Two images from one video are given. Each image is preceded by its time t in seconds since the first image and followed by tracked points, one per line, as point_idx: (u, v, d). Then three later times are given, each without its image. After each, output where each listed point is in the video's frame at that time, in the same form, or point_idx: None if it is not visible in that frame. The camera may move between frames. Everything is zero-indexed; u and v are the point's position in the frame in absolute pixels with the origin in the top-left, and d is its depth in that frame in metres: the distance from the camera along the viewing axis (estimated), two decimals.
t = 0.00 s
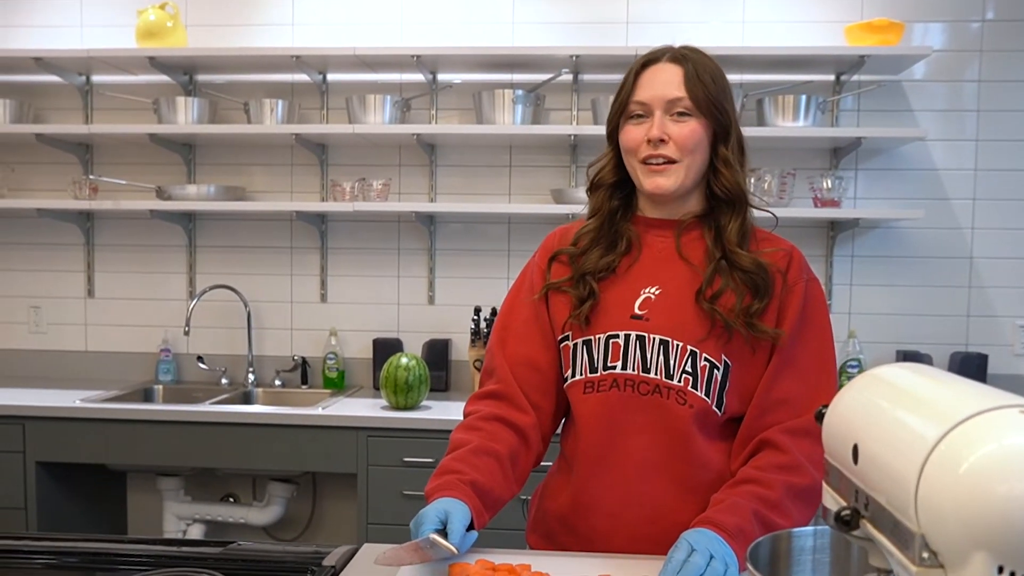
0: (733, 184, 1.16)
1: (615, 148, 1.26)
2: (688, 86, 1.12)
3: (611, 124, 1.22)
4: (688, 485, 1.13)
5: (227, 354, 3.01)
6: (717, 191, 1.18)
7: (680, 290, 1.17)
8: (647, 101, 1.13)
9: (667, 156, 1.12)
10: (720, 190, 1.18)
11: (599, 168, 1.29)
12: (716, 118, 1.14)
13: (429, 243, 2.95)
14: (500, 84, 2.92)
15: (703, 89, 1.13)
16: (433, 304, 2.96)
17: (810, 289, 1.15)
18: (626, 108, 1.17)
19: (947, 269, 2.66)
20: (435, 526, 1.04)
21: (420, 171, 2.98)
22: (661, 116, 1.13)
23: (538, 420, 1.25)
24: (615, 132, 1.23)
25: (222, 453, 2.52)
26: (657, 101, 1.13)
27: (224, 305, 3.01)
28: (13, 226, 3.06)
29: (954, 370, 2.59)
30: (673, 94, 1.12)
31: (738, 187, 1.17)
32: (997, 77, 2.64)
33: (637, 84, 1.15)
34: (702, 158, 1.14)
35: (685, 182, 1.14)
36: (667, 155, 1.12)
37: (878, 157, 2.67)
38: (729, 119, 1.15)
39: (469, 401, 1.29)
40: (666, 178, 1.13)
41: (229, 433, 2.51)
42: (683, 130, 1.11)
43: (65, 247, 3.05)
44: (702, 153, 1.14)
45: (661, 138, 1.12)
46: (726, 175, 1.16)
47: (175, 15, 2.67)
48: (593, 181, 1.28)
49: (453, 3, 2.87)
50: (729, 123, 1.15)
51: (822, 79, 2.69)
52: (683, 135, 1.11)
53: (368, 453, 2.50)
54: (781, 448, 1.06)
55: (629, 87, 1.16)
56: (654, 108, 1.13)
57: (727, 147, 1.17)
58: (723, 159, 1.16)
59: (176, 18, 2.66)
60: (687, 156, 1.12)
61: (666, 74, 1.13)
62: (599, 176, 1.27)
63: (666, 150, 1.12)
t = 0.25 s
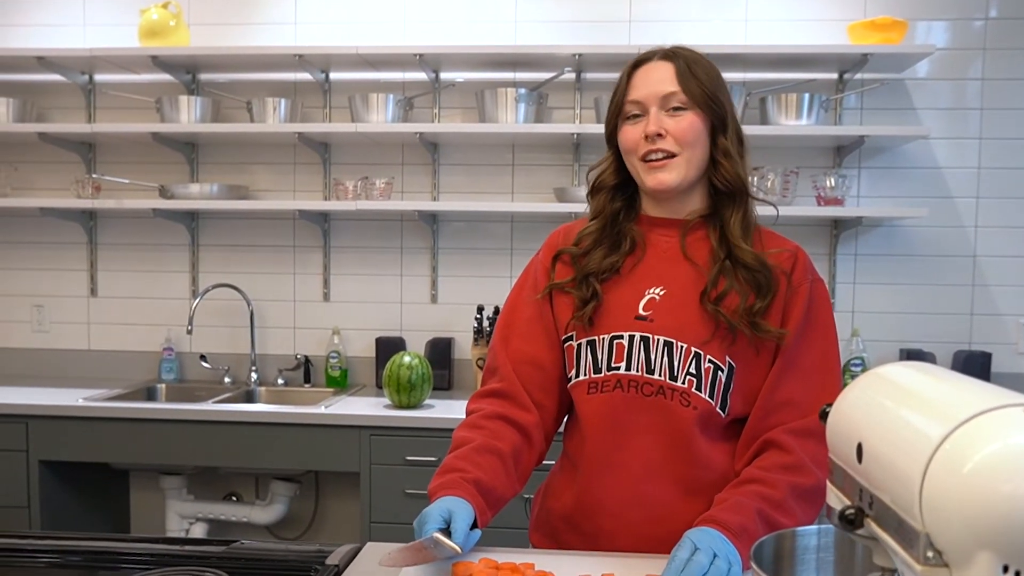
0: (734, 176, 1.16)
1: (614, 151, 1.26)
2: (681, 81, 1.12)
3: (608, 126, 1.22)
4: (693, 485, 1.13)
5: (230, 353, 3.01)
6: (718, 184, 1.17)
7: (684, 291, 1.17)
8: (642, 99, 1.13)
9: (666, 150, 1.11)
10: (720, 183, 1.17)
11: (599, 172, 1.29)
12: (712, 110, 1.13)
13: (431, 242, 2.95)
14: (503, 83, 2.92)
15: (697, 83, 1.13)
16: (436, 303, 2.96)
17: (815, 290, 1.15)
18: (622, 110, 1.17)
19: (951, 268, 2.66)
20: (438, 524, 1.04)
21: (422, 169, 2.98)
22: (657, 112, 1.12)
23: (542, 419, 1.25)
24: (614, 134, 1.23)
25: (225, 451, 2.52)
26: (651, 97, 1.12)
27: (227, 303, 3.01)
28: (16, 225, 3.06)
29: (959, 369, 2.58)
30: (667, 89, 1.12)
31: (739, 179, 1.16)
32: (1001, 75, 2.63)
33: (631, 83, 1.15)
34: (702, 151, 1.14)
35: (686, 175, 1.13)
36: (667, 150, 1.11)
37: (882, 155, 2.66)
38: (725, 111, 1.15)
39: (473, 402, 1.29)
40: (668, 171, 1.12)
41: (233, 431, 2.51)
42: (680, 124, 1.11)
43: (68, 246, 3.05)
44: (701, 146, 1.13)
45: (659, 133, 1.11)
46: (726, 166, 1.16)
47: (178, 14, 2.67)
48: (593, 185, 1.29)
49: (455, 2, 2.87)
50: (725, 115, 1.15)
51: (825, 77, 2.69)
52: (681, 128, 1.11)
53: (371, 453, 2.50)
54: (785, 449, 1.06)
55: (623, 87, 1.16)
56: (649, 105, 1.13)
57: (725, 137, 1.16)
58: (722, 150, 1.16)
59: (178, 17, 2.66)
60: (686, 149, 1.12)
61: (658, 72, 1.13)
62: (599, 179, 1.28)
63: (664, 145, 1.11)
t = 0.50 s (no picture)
0: (729, 176, 1.15)
1: (611, 150, 1.26)
2: (676, 82, 1.12)
3: (605, 127, 1.23)
4: (695, 483, 1.13)
5: (230, 352, 3.01)
6: (715, 184, 1.17)
7: (685, 288, 1.17)
8: (637, 101, 1.13)
9: (664, 153, 1.11)
10: (717, 183, 1.17)
11: (596, 171, 1.29)
12: (707, 111, 1.13)
13: (431, 240, 2.95)
14: (503, 82, 2.91)
15: (691, 83, 1.12)
16: (436, 301, 2.96)
17: (815, 285, 1.15)
18: (619, 112, 1.17)
19: (951, 266, 2.66)
20: (439, 524, 1.04)
21: (423, 168, 2.98)
22: (652, 114, 1.12)
23: (543, 417, 1.25)
24: (610, 134, 1.22)
25: (225, 450, 2.52)
26: (646, 100, 1.12)
27: (227, 302, 3.01)
28: (16, 223, 3.06)
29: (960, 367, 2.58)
30: (662, 91, 1.12)
31: (735, 179, 1.15)
32: (1002, 73, 2.63)
33: (627, 85, 1.15)
34: (698, 151, 1.13)
35: (684, 176, 1.13)
36: (663, 152, 1.11)
37: (883, 153, 2.66)
38: (720, 111, 1.14)
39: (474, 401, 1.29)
40: (666, 173, 1.12)
41: (233, 430, 2.51)
42: (675, 125, 1.11)
43: (68, 245, 3.05)
44: (698, 146, 1.13)
45: (655, 136, 1.11)
46: (721, 168, 1.15)
47: (178, 13, 2.66)
48: (589, 186, 1.29)
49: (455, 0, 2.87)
50: (721, 114, 1.14)
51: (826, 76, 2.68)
52: (676, 130, 1.11)
53: (371, 451, 2.50)
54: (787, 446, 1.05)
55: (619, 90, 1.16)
56: (645, 107, 1.13)
57: (719, 138, 1.15)
58: (717, 151, 1.15)
59: (178, 16, 2.65)
60: (683, 150, 1.11)
61: (652, 73, 1.13)
62: (595, 180, 1.28)
63: (661, 147, 1.11)
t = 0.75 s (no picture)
0: (728, 179, 1.15)
1: (612, 146, 1.25)
2: (680, 82, 1.12)
3: (607, 122, 1.22)
4: (694, 481, 1.13)
5: (228, 350, 3.00)
6: (714, 186, 1.17)
7: (683, 287, 1.17)
8: (640, 98, 1.13)
9: (664, 152, 1.11)
10: (717, 185, 1.17)
11: (596, 166, 1.29)
12: (710, 112, 1.13)
13: (429, 239, 2.95)
14: (500, 80, 2.91)
15: (695, 84, 1.12)
16: (434, 300, 2.96)
17: (812, 284, 1.15)
18: (621, 108, 1.16)
19: (948, 264, 2.66)
20: (440, 523, 1.04)
21: (420, 166, 2.98)
22: (655, 113, 1.12)
23: (542, 416, 1.25)
24: (611, 130, 1.22)
25: (223, 449, 2.52)
26: (649, 98, 1.12)
27: (224, 301, 3.01)
28: (12, 222, 3.05)
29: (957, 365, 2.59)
30: (666, 90, 1.11)
31: (733, 182, 1.15)
32: (999, 72, 2.63)
33: (630, 82, 1.15)
34: (699, 152, 1.13)
35: (683, 176, 1.13)
36: (664, 151, 1.11)
37: (880, 152, 2.67)
38: (723, 112, 1.14)
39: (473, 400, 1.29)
40: (664, 172, 1.12)
41: (231, 429, 2.51)
42: (677, 125, 1.11)
43: (64, 244, 3.04)
44: (698, 147, 1.13)
45: (657, 135, 1.11)
46: (721, 170, 1.15)
47: (175, 11, 2.66)
48: (589, 181, 1.28)
49: None
50: (724, 116, 1.14)
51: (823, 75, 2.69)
52: (679, 131, 1.11)
53: (369, 450, 2.50)
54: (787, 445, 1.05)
55: (622, 86, 1.16)
56: (647, 105, 1.12)
57: (721, 140, 1.15)
58: (718, 153, 1.15)
59: (175, 14, 2.65)
60: (683, 150, 1.11)
61: (657, 70, 1.12)
62: (595, 175, 1.27)
63: (662, 146, 1.11)
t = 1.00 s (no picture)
0: (728, 179, 1.15)
1: (612, 137, 1.24)
2: (687, 78, 1.12)
3: (608, 112, 1.21)
4: (690, 480, 1.12)
5: (222, 349, 3.00)
6: (713, 186, 1.17)
7: (676, 286, 1.15)
8: (645, 89, 1.12)
9: (663, 145, 1.11)
10: (715, 185, 1.16)
11: (594, 155, 1.27)
12: (715, 112, 1.13)
13: (424, 237, 2.95)
14: (494, 78, 2.90)
15: (702, 81, 1.12)
16: (429, 298, 2.96)
17: (806, 282, 1.14)
18: (623, 97, 1.16)
19: (942, 262, 2.67)
20: (438, 523, 1.04)
21: (414, 165, 2.98)
22: (659, 106, 1.12)
23: (538, 415, 1.24)
24: (612, 121, 1.21)
25: (218, 448, 2.51)
26: (655, 89, 1.11)
27: (219, 299, 3.00)
28: (5, 220, 3.03)
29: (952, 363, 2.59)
30: (672, 85, 1.11)
31: (733, 183, 1.15)
32: (992, 71, 2.64)
33: (637, 73, 1.14)
34: (698, 150, 1.13)
35: (679, 171, 1.13)
36: (664, 145, 1.11)
37: (875, 150, 2.67)
38: (727, 113, 1.14)
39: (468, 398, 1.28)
40: (660, 165, 1.12)
41: (225, 428, 2.50)
42: (680, 121, 1.11)
43: (58, 242, 3.03)
44: (698, 146, 1.13)
45: (658, 127, 1.11)
46: (722, 170, 1.15)
47: (168, 9, 2.64)
48: (588, 169, 1.27)
49: None
50: (727, 117, 1.14)
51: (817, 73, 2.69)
52: (681, 126, 1.10)
53: (365, 449, 2.50)
54: (783, 443, 1.05)
55: (628, 75, 1.15)
56: (652, 97, 1.12)
57: (723, 141, 1.15)
58: (719, 153, 1.15)
59: (168, 12, 2.63)
60: (682, 146, 1.11)
61: (666, 64, 1.12)
62: (593, 163, 1.26)
63: (661, 139, 1.11)
